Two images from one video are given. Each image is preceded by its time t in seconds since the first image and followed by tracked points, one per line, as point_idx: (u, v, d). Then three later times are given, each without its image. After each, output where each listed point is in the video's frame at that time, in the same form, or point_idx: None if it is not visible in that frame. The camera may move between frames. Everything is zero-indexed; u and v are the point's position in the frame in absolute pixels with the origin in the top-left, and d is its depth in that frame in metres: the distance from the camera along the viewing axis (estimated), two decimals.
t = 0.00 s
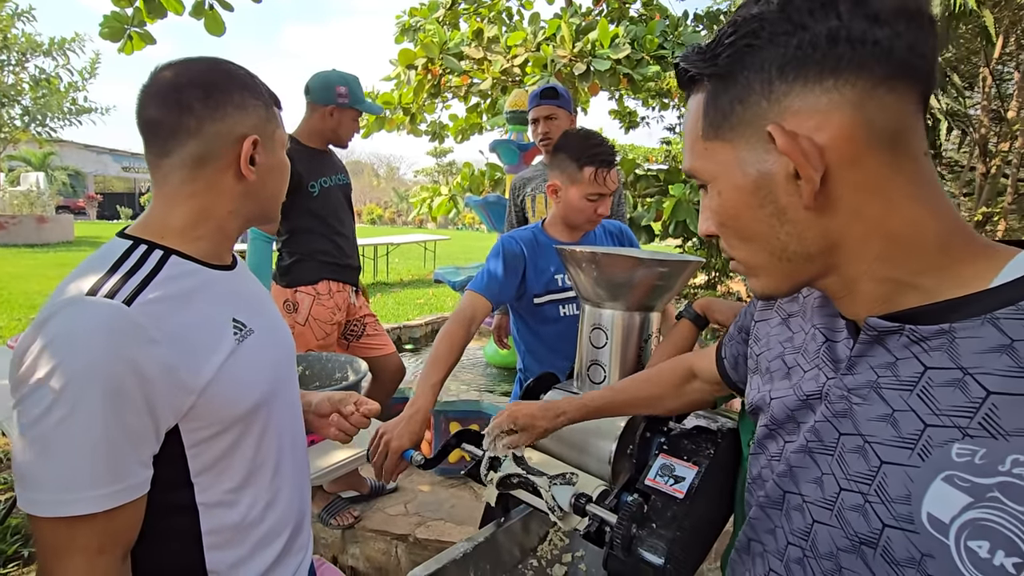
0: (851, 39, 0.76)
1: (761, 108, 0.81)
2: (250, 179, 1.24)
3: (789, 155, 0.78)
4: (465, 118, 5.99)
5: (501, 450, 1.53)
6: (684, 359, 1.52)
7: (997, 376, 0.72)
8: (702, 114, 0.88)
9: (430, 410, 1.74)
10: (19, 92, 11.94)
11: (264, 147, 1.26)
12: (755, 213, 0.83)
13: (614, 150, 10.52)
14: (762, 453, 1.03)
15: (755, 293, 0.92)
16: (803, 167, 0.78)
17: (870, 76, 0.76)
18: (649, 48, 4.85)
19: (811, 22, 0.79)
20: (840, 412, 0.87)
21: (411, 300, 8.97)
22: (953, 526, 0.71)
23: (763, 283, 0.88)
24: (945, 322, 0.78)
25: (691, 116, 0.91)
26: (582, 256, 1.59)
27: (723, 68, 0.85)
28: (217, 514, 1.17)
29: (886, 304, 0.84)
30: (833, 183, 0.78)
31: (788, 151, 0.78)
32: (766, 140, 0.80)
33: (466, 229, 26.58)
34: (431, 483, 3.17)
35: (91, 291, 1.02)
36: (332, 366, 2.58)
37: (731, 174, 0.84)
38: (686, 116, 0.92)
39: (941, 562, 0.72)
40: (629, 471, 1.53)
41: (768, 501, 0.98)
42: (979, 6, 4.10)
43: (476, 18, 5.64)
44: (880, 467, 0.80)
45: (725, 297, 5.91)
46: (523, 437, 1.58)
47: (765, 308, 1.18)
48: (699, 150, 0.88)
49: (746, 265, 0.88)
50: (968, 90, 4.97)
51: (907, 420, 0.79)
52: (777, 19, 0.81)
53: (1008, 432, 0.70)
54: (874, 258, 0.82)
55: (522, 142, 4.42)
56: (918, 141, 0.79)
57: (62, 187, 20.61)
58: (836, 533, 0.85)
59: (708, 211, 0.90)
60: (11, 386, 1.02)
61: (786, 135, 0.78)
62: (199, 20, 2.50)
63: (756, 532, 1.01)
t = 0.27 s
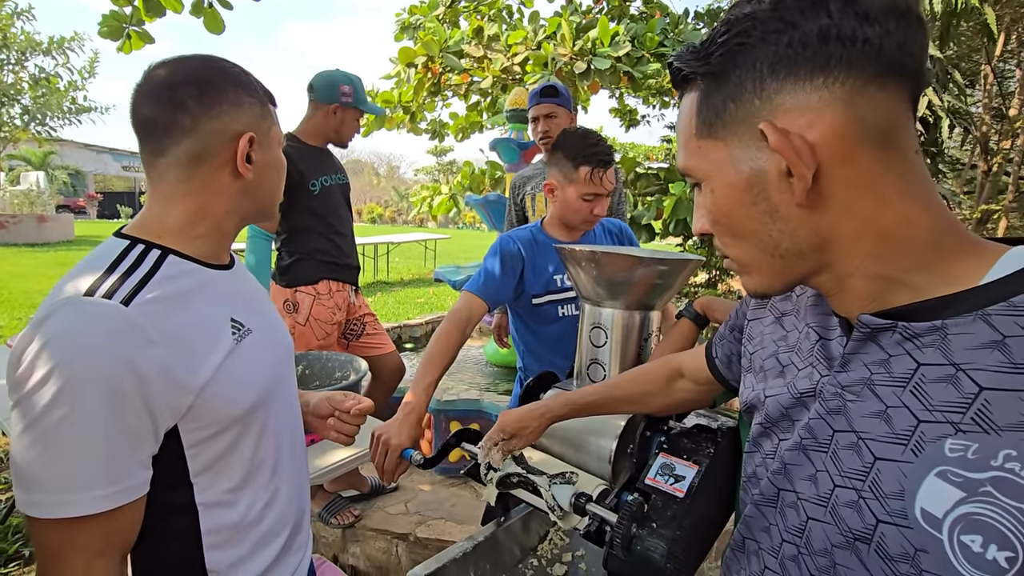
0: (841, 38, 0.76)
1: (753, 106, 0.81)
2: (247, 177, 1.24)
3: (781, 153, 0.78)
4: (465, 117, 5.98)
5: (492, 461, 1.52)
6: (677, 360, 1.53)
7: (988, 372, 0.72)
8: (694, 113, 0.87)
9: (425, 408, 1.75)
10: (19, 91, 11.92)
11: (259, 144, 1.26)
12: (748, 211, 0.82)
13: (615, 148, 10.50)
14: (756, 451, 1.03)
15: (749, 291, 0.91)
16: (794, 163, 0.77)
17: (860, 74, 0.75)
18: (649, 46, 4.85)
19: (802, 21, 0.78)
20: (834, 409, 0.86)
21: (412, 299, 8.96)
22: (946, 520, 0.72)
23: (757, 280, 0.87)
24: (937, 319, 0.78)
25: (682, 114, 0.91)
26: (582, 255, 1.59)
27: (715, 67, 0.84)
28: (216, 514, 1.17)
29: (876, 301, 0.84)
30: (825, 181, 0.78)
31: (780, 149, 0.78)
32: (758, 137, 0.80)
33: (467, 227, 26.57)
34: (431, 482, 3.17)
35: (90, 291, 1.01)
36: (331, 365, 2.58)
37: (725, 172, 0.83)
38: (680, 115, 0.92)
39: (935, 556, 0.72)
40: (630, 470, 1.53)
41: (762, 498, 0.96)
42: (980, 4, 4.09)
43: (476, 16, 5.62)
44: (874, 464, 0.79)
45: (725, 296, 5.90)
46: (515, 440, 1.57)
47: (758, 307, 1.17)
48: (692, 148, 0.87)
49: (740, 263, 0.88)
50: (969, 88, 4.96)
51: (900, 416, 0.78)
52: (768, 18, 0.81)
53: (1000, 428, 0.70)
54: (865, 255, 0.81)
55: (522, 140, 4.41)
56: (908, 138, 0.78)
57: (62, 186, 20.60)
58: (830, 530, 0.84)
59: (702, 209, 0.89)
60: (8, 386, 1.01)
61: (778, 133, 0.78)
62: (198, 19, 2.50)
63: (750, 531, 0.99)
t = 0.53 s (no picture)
0: (830, 42, 0.77)
1: (745, 109, 0.81)
2: (247, 175, 1.24)
3: (772, 156, 0.78)
4: (466, 116, 5.98)
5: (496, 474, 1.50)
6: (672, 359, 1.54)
7: (983, 368, 0.73)
8: (689, 118, 0.87)
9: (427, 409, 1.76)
10: (19, 91, 11.93)
11: (258, 141, 1.26)
12: (743, 212, 0.82)
13: (616, 147, 10.47)
14: (757, 449, 1.03)
15: (748, 291, 0.91)
16: (787, 165, 0.78)
17: (848, 77, 0.76)
18: (650, 44, 4.85)
19: (790, 26, 0.79)
20: (832, 406, 0.86)
21: (413, 298, 8.96)
22: (943, 515, 0.71)
23: (754, 280, 0.88)
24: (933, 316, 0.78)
25: (677, 119, 0.91)
26: (583, 254, 1.59)
27: (708, 72, 0.85)
28: (220, 513, 1.17)
29: (871, 300, 0.84)
30: (819, 181, 0.78)
31: (772, 152, 0.78)
32: (751, 141, 0.80)
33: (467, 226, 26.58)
34: (433, 481, 3.17)
35: (94, 291, 1.02)
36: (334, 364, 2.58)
37: (719, 174, 0.83)
38: (675, 120, 0.92)
39: (932, 550, 0.72)
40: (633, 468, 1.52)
41: (762, 496, 0.97)
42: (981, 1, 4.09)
43: (477, 15, 5.61)
44: (872, 460, 0.79)
45: (726, 294, 5.91)
46: (515, 445, 1.52)
47: (758, 305, 1.18)
48: (688, 152, 0.88)
49: (738, 263, 0.88)
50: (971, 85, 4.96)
51: (897, 413, 0.78)
52: (759, 24, 0.81)
53: (995, 423, 0.70)
54: (860, 255, 0.81)
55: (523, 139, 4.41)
56: (900, 138, 0.79)
57: (63, 186, 20.61)
58: (830, 525, 0.84)
59: (699, 211, 0.89)
60: (12, 389, 1.02)
61: (770, 135, 0.78)
62: (199, 18, 2.50)
63: (750, 528, 1.00)
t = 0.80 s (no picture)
0: (842, 38, 0.77)
1: (758, 106, 0.81)
2: (247, 168, 1.24)
3: (787, 152, 0.78)
4: (467, 115, 5.99)
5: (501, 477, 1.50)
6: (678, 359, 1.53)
7: (1003, 367, 0.72)
8: (702, 114, 0.88)
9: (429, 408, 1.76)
10: (21, 91, 11.96)
11: (256, 135, 1.26)
12: (755, 209, 0.83)
13: (617, 146, 10.44)
14: (767, 448, 1.03)
15: (759, 289, 0.92)
16: (802, 162, 0.78)
17: (862, 72, 0.76)
18: (651, 43, 4.86)
19: (803, 22, 0.79)
20: (847, 405, 0.87)
21: (415, 297, 8.97)
22: (964, 515, 0.71)
23: (766, 278, 0.89)
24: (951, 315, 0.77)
25: (689, 117, 0.92)
26: (587, 252, 1.60)
27: (720, 69, 0.86)
28: (226, 511, 1.18)
29: (887, 299, 0.84)
30: (834, 178, 0.78)
31: (786, 148, 0.78)
32: (766, 137, 0.81)
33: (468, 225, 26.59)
34: (436, 480, 3.18)
35: (101, 288, 1.02)
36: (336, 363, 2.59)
37: (732, 172, 0.84)
38: (686, 118, 0.93)
39: (952, 551, 0.72)
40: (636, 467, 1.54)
41: (772, 495, 0.98)
42: None
43: (478, 14, 5.61)
44: (889, 459, 0.79)
45: (728, 293, 5.91)
46: (518, 450, 1.51)
47: (768, 304, 1.18)
48: (700, 149, 0.88)
49: (750, 261, 0.89)
50: (974, 84, 4.94)
51: (914, 412, 0.78)
52: (771, 20, 0.82)
53: (1017, 423, 0.70)
54: (873, 252, 0.81)
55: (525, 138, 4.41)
56: (917, 133, 0.78)
57: (65, 185, 20.64)
58: (845, 525, 0.84)
59: (712, 208, 0.90)
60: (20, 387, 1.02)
61: (784, 131, 0.78)
62: (201, 17, 2.50)
63: (760, 528, 1.00)
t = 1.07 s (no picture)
0: (874, 32, 0.76)
1: (783, 103, 0.81)
2: (251, 168, 1.24)
3: (814, 149, 0.78)
4: (469, 115, 5.99)
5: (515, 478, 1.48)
6: (690, 359, 1.52)
7: None
8: (722, 110, 0.88)
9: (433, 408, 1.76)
10: (25, 90, 12.00)
11: (261, 135, 1.26)
12: (775, 208, 0.82)
13: (618, 146, 10.41)
14: (778, 451, 1.03)
15: (776, 289, 0.91)
16: (828, 162, 0.78)
17: (892, 69, 0.75)
18: (654, 43, 4.86)
19: (832, 17, 0.79)
20: (865, 409, 0.87)
21: (417, 297, 8.98)
22: (988, 523, 0.72)
23: (784, 279, 0.88)
24: (974, 319, 0.77)
25: (708, 113, 0.91)
26: (591, 252, 1.60)
27: (743, 64, 0.85)
28: (233, 510, 1.18)
29: (908, 302, 0.83)
30: (858, 178, 0.78)
31: (814, 145, 0.78)
32: (790, 134, 0.80)
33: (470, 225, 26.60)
34: (439, 480, 3.18)
35: (108, 287, 1.02)
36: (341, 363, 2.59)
37: (752, 170, 0.84)
38: (705, 114, 0.93)
39: (975, 558, 0.73)
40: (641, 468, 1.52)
41: (785, 498, 0.98)
42: None
43: (480, 13, 5.60)
44: (909, 465, 0.80)
45: (730, 293, 5.91)
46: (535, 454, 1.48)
47: (779, 306, 1.18)
48: (720, 146, 0.88)
49: (768, 261, 0.88)
50: (978, 84, 4.92)
51: (936, 417, 0.78)
52: (795, 15, 0.81)
53: None
54: (895, 254, 0.81)
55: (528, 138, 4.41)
56: (942, 133, 0.78)
57: (68, 184, 20.71)
58: (863, 530, 0.85)
59: (729, 207, 0.89)
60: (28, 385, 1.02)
61: (811, 129, 0.78)
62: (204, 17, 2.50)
63: (772, 531, 1.01)
